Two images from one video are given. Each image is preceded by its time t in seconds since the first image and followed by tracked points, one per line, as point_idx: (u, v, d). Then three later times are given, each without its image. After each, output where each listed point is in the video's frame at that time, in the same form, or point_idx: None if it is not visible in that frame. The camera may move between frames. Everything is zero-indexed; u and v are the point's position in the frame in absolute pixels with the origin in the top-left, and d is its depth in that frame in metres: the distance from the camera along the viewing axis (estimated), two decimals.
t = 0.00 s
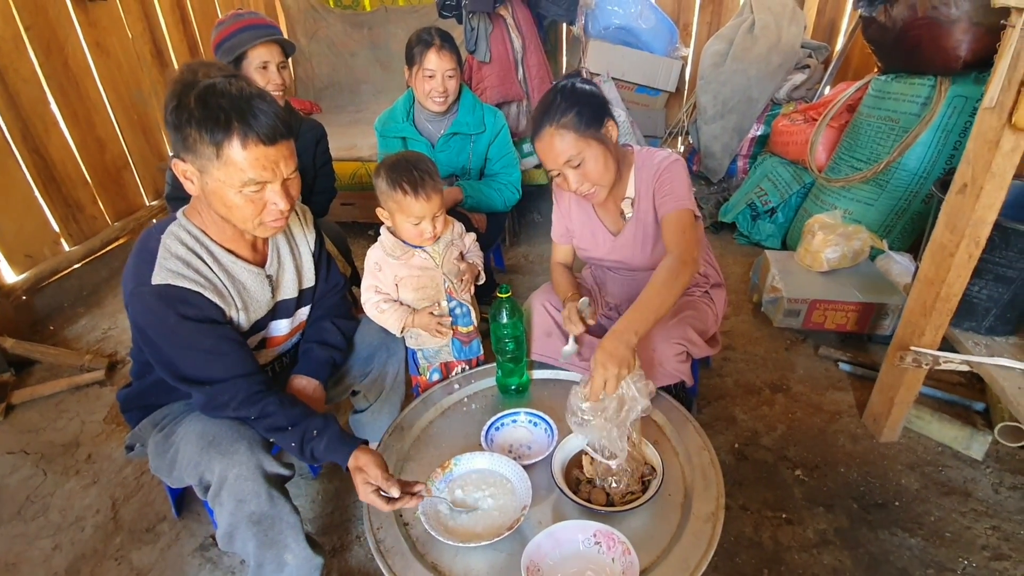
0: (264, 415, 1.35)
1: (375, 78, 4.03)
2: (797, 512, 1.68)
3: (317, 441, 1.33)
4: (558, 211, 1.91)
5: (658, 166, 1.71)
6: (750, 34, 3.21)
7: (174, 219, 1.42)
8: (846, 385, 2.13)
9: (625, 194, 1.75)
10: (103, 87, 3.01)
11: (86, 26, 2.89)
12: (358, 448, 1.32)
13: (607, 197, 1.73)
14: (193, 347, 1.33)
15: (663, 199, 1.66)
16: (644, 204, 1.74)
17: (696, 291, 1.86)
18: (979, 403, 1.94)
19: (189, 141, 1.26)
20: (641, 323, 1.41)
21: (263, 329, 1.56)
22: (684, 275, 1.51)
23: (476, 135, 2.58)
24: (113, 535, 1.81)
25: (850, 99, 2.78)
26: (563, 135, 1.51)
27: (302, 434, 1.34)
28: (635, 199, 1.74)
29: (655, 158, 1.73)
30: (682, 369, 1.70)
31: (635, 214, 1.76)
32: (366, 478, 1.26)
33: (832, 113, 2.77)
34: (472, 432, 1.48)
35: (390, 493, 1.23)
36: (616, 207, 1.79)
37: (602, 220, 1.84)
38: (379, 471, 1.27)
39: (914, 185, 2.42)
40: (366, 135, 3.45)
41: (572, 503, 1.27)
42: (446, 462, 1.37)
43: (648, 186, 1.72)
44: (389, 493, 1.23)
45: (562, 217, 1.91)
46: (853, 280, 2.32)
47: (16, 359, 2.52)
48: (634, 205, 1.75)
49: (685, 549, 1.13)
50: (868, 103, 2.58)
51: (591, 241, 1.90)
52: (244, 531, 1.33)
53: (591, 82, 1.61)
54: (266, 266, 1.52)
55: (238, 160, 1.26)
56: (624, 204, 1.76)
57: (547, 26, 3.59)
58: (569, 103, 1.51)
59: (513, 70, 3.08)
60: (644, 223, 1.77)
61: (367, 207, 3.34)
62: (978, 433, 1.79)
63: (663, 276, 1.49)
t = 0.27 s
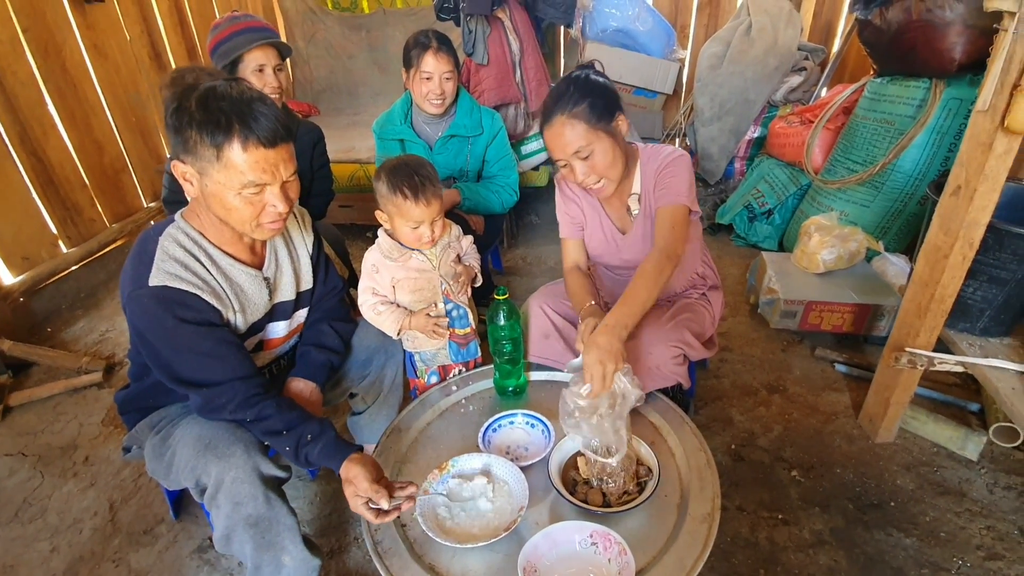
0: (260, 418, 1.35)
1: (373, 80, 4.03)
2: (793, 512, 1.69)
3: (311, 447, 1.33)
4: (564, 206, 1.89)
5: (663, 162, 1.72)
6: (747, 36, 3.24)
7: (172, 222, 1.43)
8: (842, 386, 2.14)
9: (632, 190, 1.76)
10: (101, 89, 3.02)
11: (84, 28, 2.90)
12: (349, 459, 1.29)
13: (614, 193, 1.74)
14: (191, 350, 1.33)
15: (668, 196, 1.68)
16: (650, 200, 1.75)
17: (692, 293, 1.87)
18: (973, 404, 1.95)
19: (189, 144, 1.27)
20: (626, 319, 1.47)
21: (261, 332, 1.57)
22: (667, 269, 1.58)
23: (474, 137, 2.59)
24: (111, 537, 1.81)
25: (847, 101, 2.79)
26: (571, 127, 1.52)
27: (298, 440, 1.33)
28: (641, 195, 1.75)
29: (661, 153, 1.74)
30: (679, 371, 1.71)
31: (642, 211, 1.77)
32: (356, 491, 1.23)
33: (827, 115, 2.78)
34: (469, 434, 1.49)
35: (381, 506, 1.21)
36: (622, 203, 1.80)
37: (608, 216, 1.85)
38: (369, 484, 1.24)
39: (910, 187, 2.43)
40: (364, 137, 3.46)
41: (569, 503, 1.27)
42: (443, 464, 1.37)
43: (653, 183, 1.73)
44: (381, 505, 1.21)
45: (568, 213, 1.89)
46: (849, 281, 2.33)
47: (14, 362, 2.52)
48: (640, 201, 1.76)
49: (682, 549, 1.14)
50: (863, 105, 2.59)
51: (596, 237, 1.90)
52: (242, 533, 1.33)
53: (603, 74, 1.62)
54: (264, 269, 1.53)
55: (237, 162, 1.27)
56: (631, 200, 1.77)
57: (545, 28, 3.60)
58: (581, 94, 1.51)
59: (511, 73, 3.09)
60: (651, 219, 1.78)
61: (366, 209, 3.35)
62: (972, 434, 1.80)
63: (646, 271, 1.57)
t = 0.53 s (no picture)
0: (255, 420, 1.35)
1: (372, 83, 4.04)
2: (790, 515, 1.69)
3: (305, 448, 1.33)
4: (570, 195, 1.88)
5: (672, 158, 1.73)
6: (743, 40, 3.24)
7: (168, 224, 1.43)
8: (839, 388, 2.15)
9: (641, 185, 1.74)
10: (100, 91, 3.02)
11: (83, 31, 2.90)
12: (342, 461, 1.29)
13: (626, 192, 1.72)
14: (186, 352, 1.33)
15: (675, 189, 1.69)
16: (658, 196, 1.75)
17: (690, 296, 1.88)
18: (969, 406, 1.96)
19: (186, 145, 1.27)
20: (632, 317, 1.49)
21: (257, 334, 1.57)
22: (664, 259, 1.60)
23: (472, 140, 2.60)
24: (108, 539, 1.81)
25: (843, 105, 2.81)
26: (598, 138, 1.51)
27: (292, 442, 1.33)
28: (649, 190, 1.75)
29: (671, 149, 1.74)
30: (676, 373, 1.72)
31: (649, 205, 1.77)
32: (350, 491, 1.23)
33: (824, 119, 2.80)
34: (467, 437, 1.49)
35: (374, 506, 1.20)
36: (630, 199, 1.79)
37: (613, 212, 1.84)
38: (362, 485, 1.24)
39: (906, 190, 2.44)
40: (363, 139, 3.47)
41: (566, 506, 1.27)
42: (441, 467, 1.38)
43: (661, 178, 1.74)
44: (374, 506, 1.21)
45: (573, 202, 1.88)
46: (845, 284, 2.33)
47: (11, 364, 2.52)
48: (648, 196, 1.76)
49: (679, 551, 1.14)
50: (859, 109, 2.60)
51: (599, 230, 1.89)
52: (238, 536, 1.33)
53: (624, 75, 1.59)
54: (260, 271, 1.53)
55: (235, 162, 1.27)
56: (639, 195, 1.76)
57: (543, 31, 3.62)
58: (611, 103, 1.49)
59: (509, 76, 3.10)
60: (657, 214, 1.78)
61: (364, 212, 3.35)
62: (968, 436, 1.80)
63: (644, 265, 1.58)
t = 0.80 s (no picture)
0: (253, 425, 1.35)
1: (371, 86, 4.05)
2: (789, 519, 1.70)
3: (303, 452, 1.32)
4: (579, 188, 1.88)
5: (682, 161, 1.74)
6: (741, 44, 3.23)
7: (167, 229, 1.43)
8: (837, 392, 2.15)
9: (652, 185, 1.76)
10: (99, 95, 3.02)
11: (82, 35, 2.90)
12: (341, 464, 1.29)
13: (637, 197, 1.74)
14: (184, 355, 1.33)
15: (684, 190, 1.70)
16: (665, 197, 1.77)
17: (690, 300, 1.88)
18: (967, 410, 1.97)
19: (187, 148, 1.27)
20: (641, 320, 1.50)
21: (255, 338, 1.57)
22: (668, 258, 1.61)
23: (470, 144, 2.60)
24: (107, 544, 1.80)
25: (840, 109, 2.82)
26: (614, 145, 1.51)
27: (291, 447, 1.33)
28: (659, 192, 1.77)
29: (682, 152, 1.76)
30: (676, 377, 1.72)
31: (657, 206, 1.78)
32: (348, 493, 1.23)
33: (822, 122, 2.80)
34: (466, 441, 1.49)
35: (372, 508, 1.19)
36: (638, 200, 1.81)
37: (620, 212, 1.84)
38: (360, 488, 1.24)
39: (903, 194, 2.45)
40: (362, 143, 3.47)
41: (566, 511, 1.27)
42: (440, 471, 1.37)
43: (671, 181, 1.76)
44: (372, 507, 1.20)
45: (581, 195, 1.88)
46: (843, 287, 2.34)
47: (10, 368, 2.51)
48: (657, 197, 1.78)
49: (678, 556, 1.14)
50: (857, 113, 2.61)
51: (604, 228, 1.89)
52: (237, 541, 1.33)
53: (639, 78, 1.59)
54: (258, 275, 1.53)
55: (235, 165, 1.28)
56: (648, 195, 1.78)
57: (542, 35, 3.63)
58: (632, 112, 1.49)
59: (507, 80, 3.10)
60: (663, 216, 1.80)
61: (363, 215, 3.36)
62: (966, 440, 1.80)
63: (651, 265, 1.60)
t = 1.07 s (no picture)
0: (249, 427, 1.34)
1: (370, 88, 4.04)
2: (789, 521, 1.69)
3: (300, 452, 1.32)
4: (580, 186, 1.88)
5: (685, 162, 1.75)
6: (739, 46, 3.23)
7: (165, 230, 1.42)
8: (837, 394, 2.15)
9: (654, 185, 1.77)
10: (97, 97, 3.02)
11: (81, 37, 2.90)
12: (338, 463, 1.29)
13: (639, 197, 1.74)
14: (181, 357, 1.33)
15: (686, 190, 1.70)
16: (667, 197, 1.79)
17: (690, 302, 1.88)
18: (967, 412, 1.97)
19: (185, 149, 1.27)
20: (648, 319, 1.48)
21: (253, 340, 1.56)
22: (674, 257, 1.61)
23: (469, 146, 2.60)
24: (103, 548, 1.79)
25: (839, 110, 2.82)
26: (622, 139, 1.50)
27: (288, 449, 1.32)
28: (662, 192, 1.78)
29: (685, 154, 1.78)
30: (675, 379, 1.72)
31: (659, 206, 1.80)
32: (345, 491, 1.23)
33: (820, 124, 2.81)
34: (465, 443, 1.48)
35: (371, 507, 1.21)
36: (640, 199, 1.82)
37: (621, 212, 1.84)
38: (357, 486, 1.24)
39: (902, 196, 2.45)
40: (360, 144, 3.46)
41: (565, 513, 1.27)
42: (439, 474, 1.36)
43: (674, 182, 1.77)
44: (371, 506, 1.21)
45: (583, 192, 1.88)
46: (842, 289, 2.34)
47: (7, 370, 2.50)
48: (659, 198, 1.80)
49: (679, 558, 1.14)
50: (855, 114, 2.61)
51: (605, 227, 1.89)
52: (234, 545, 1.32)
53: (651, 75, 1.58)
54: (256, 277, 1.52)
55: (235, 166, 1.27)
56: (651, 195, 1.79)
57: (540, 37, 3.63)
58: (641, 109, 1.49)
59: (506, 82, 3.10)
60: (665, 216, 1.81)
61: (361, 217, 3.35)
62: (966, 442, 1.80)
63: (656, 265, 1.59)
